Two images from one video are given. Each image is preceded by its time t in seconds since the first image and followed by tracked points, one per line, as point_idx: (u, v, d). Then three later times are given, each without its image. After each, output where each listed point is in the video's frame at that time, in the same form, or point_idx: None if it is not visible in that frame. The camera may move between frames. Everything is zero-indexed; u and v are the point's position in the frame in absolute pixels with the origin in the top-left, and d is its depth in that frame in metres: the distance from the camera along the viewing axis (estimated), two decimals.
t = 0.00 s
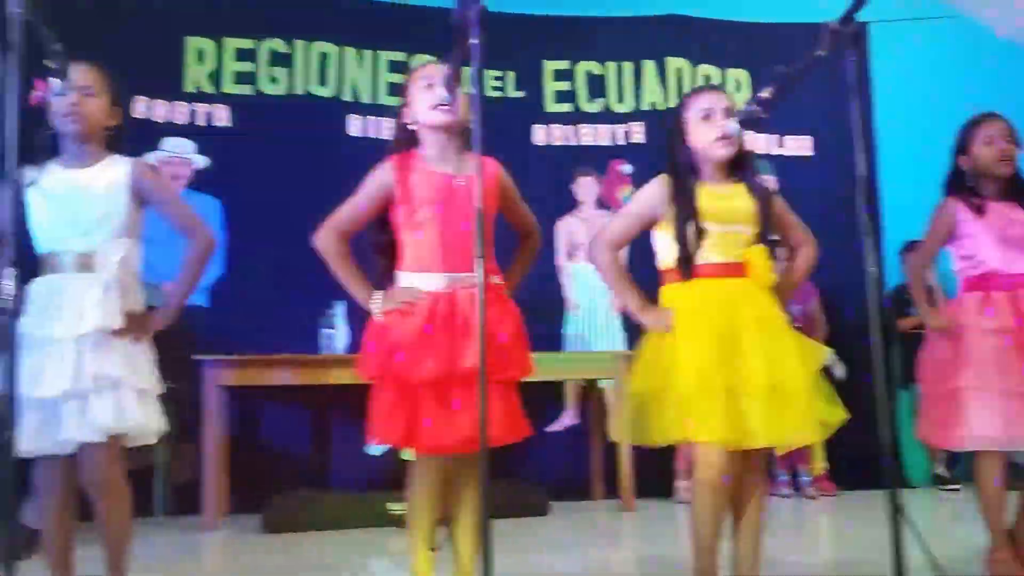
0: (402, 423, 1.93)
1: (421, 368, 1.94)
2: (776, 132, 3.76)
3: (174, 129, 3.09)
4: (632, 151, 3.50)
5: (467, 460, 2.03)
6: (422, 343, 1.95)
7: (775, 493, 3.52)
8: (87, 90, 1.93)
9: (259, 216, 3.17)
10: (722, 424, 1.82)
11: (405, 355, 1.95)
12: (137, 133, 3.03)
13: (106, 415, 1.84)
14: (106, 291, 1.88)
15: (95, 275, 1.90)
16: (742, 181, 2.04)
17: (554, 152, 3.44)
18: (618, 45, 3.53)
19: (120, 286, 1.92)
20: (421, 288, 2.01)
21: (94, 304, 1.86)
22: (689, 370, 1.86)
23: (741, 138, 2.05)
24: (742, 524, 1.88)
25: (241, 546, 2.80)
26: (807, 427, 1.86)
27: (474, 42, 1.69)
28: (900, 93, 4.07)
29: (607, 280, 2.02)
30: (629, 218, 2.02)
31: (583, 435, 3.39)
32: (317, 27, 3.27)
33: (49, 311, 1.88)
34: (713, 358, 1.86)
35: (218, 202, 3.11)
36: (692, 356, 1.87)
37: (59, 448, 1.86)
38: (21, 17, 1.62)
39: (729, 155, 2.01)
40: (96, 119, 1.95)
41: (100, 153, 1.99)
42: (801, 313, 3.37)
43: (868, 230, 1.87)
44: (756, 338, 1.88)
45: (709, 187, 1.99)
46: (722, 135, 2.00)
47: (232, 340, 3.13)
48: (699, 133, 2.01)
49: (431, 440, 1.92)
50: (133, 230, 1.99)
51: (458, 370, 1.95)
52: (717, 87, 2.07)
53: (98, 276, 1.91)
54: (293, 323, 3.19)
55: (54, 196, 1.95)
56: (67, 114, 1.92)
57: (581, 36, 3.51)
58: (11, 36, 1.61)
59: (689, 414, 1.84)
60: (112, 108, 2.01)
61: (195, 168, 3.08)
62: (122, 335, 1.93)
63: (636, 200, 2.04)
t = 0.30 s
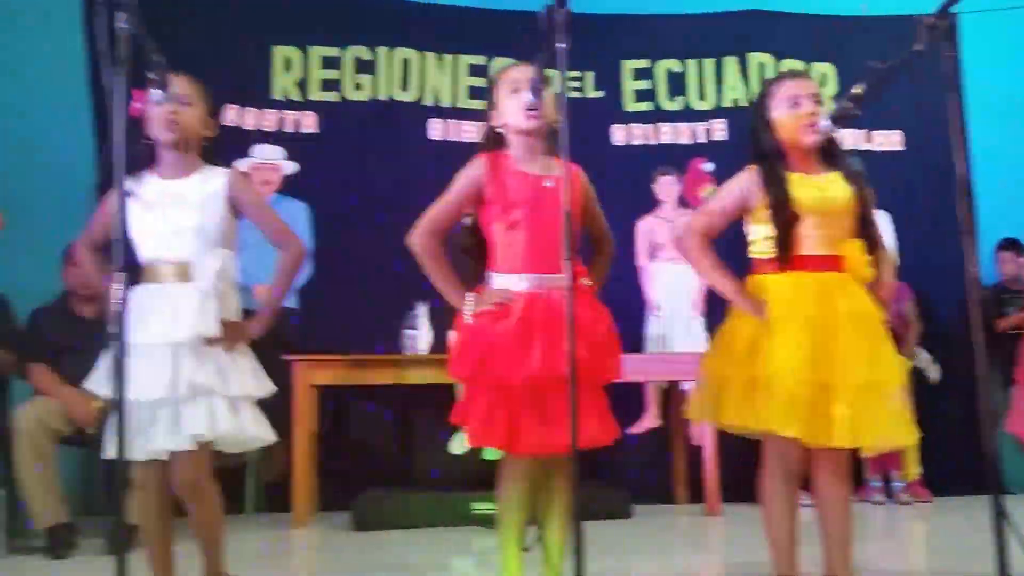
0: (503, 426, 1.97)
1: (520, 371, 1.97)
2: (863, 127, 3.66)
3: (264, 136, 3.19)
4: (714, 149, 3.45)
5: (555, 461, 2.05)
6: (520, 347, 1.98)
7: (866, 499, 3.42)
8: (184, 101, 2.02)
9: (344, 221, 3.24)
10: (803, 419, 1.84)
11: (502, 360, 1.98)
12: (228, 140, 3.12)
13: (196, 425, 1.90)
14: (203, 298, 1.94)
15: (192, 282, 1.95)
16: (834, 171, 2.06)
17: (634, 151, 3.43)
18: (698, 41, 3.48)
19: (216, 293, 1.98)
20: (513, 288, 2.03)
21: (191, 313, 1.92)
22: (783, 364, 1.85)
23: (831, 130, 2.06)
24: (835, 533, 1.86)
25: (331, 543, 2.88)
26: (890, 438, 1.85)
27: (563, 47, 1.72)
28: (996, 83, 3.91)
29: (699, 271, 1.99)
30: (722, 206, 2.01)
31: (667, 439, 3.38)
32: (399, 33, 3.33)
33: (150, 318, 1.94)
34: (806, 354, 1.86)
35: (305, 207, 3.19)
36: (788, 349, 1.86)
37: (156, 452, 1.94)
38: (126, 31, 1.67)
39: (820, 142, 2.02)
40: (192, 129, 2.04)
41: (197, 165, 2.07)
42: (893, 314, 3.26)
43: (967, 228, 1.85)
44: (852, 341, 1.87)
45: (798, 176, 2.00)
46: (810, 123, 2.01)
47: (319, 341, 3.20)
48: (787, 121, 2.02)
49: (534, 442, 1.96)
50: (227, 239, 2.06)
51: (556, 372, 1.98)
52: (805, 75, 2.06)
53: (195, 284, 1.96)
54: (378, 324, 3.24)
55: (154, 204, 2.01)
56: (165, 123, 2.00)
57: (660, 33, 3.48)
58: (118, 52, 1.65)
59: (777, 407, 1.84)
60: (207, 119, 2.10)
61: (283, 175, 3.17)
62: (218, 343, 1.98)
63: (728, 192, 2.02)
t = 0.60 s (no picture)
0: (588, 428, 1.98)
1: (608, 374, 1.95)
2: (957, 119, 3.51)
3: (347, 143, 3.27)
4: (798, 145, 3.37)
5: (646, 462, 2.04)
6: (608, 348, 1.97)
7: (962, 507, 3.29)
8: (283, 98, 2.07)
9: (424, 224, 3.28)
10: (908, 420, 1.78)
11: (591, 361, 1.96)
12: (313, 147, 3.19)
13: (298, 420, 2.01)
14: (298, 287, 2.01)
15: (288, 272, 2.03)
16: (934, 166, 1.97)
17: (714, 150, 3.38)
18: (781, 36, 3.41)
19: (312, 282, 2.05)
20: (602, 291, 2.02)
21: (288, 303, 1.99)
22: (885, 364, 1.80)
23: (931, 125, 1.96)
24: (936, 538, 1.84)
25: (416, 541, 2.92)
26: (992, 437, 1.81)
27: (653, 47, 1.70)
28: None
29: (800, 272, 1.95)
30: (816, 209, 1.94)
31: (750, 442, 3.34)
32: (477, 37, 3.33)
33: (250, 310, 2.02)
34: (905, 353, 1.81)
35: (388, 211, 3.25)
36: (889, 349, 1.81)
37: (263, 445, 2.05)
38: (227, 43, 1.75)
39: (917, 138, 1.93)
40: (287, 125, 2.08)
41: (292, 158, 2.12)
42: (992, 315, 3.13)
43: None
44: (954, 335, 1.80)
45: (894, 173, 1.94)
46: (909, 119, 1.93)
47: (401, 343, 3.25)
48: (883, 118, 1.94)
49: (620, 445, 1.96)
50: (321, 229, 2.11)
51: (644, 373, 1.95)
52: (902, 67, 1.99)
53: (290, 274, 2.03)
54: (459, 327, 3.27)
55: (251, 203, 2.08)
56: (261, 123, 2.07)
57: (742, 29, 3.42)
58: (220, 64, 1.73)
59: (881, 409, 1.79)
60: (304, 111, 2.14)
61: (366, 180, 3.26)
62: (315, 330, 2.05)
63: (823, 190, 1.95)
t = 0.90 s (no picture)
0: (659, 431, 1.97)
1: (675, 376, 1.94)
2: None
3: (423, 144, 3.31)
4: (883, 139, 3.29)
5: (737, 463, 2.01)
6: (677, 350, 1.96)
7: None
8: (366, 106, 2.10)
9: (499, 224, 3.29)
10: (1009, 425, 1.74)
11: (658, 363, 1.97)
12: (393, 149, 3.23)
13: (380, 415, 2.04)
14: (383, 288, 2.06)
15: (373, 273, 2.08)
16: None
17: (795, 146, 3.33)
18: (865, 27, 3.32)
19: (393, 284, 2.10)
20: (678, 293, 2.01)
21: (373, 302, 2.04)
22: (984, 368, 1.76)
23: None
24: None
25: (496, 539, 2.96)
26: None
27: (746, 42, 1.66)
28: None
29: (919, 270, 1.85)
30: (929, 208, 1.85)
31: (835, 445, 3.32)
32: (552, 36, 3.33)
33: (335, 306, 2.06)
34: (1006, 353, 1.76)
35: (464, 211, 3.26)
36: (989, 352, 1.76)
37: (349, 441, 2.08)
38: (323, 50, 1.80)
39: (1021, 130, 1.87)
40: (375, 131, 2.12)
41: (380, 164, 2.16)
42: None
43: None
44: None
45: (999, 169, 1.85)
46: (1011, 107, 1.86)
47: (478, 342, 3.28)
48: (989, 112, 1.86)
49: (691, 448, 1.94)
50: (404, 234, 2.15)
51: (713, 377, 1.93)
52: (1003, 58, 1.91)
53: (375, 275, 2.08)
54: (535, 326, 3.27)
55: (339, 208, 2.11)
56: (350, 128, 2.11)
57: (824, 20, 3.34)
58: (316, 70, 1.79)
59: (978, 413, 1.76)
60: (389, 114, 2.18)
61: (441, 180, 3.29)
62: (399, 330, 2.10)
63: (928, 189, 1.87)
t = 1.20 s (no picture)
0: (709, 433, 1.97)
1: (721, 376, 1.94)
2: None
3: (479, 145, 3.32)
4: (952, 133, 3.19)
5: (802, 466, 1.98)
6: (723, 351, 1.95)
7: None
8: (427, 113, 2.14)
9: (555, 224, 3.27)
10: None
11: (706, 363, 1.97)
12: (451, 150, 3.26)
13: (442, 420, 2.04)
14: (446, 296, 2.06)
15: (437, 282, 2.09)
16: None
17: (859, 141, 3.25)
18: (932, 19, 3.24)
19: (457, 293, 2.10)
20: (732, 293, 1.99)
21: (437, 310, 2.05)
22: None
23: None
24: None
25: (554, 540, 2.96)
26: None
27: (821, 34, 1.64)
28: None
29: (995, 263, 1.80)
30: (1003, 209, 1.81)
31: (903, 449, 3.24)
32: (608, 33, 3.32)
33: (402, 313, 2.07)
34: None
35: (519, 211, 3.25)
36: None
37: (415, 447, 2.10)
38: (391, 54, 1.84)
39: None
40: (434, 137, 2.16)
41: (439, 170, 2.19)
42: None
43: None
44: None
45: None
46: None
47: (533, 342, 3.25)
48: None
49: (735, 450, 1.92)
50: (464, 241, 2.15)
51: (755, 380, 1.91)
52: None
53: (439, 283, 2.09)
54: (590, 326, 3.23)
55: (405, 212, 2.15)
56: (412, 133, 2.15)
57: (889, 13, 3.27)
58: (384, 73, 1.83)
59: None
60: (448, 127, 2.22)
61: (496, 181, 3.29)
62: (463, 338, 2.10)
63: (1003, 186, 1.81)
